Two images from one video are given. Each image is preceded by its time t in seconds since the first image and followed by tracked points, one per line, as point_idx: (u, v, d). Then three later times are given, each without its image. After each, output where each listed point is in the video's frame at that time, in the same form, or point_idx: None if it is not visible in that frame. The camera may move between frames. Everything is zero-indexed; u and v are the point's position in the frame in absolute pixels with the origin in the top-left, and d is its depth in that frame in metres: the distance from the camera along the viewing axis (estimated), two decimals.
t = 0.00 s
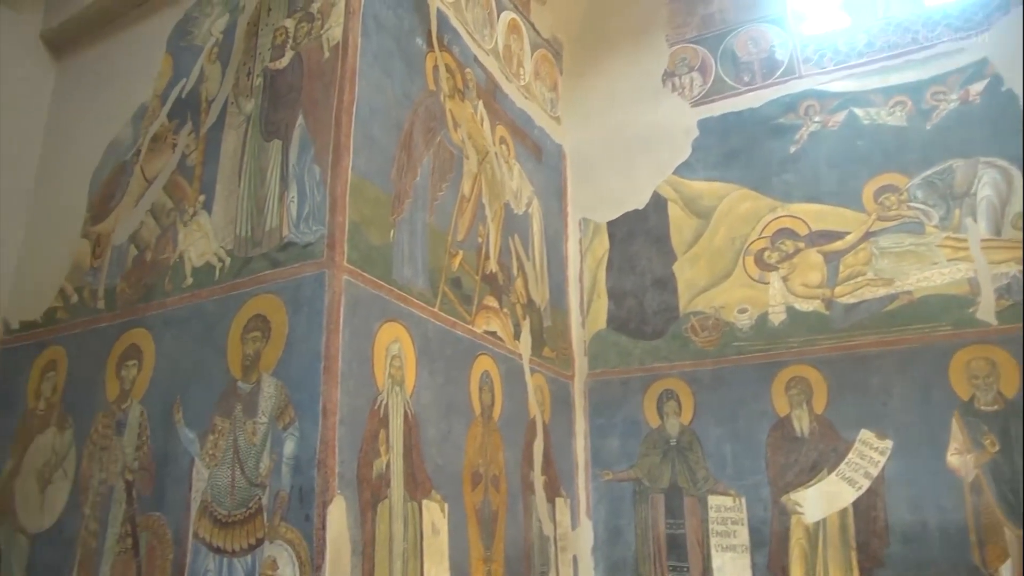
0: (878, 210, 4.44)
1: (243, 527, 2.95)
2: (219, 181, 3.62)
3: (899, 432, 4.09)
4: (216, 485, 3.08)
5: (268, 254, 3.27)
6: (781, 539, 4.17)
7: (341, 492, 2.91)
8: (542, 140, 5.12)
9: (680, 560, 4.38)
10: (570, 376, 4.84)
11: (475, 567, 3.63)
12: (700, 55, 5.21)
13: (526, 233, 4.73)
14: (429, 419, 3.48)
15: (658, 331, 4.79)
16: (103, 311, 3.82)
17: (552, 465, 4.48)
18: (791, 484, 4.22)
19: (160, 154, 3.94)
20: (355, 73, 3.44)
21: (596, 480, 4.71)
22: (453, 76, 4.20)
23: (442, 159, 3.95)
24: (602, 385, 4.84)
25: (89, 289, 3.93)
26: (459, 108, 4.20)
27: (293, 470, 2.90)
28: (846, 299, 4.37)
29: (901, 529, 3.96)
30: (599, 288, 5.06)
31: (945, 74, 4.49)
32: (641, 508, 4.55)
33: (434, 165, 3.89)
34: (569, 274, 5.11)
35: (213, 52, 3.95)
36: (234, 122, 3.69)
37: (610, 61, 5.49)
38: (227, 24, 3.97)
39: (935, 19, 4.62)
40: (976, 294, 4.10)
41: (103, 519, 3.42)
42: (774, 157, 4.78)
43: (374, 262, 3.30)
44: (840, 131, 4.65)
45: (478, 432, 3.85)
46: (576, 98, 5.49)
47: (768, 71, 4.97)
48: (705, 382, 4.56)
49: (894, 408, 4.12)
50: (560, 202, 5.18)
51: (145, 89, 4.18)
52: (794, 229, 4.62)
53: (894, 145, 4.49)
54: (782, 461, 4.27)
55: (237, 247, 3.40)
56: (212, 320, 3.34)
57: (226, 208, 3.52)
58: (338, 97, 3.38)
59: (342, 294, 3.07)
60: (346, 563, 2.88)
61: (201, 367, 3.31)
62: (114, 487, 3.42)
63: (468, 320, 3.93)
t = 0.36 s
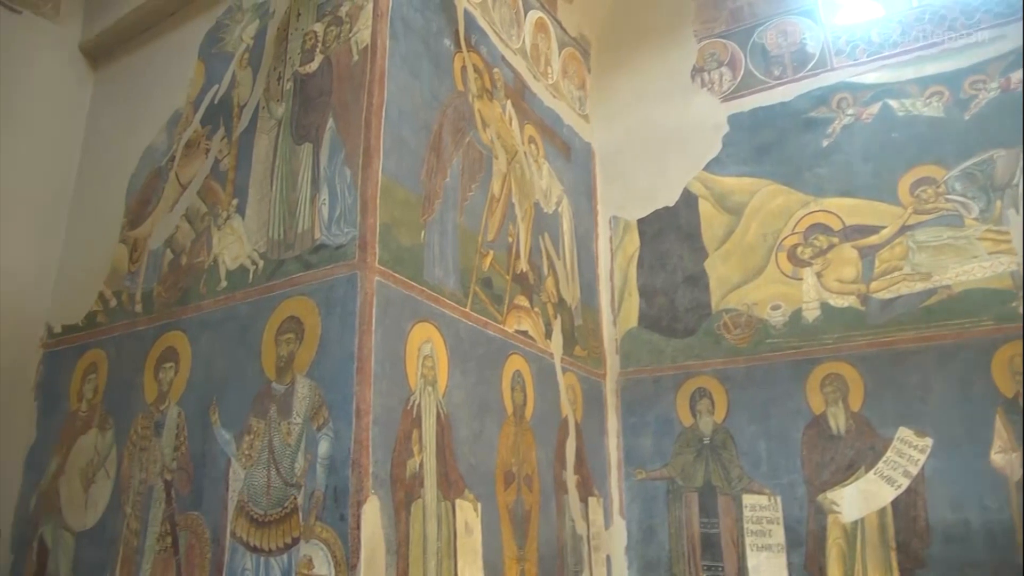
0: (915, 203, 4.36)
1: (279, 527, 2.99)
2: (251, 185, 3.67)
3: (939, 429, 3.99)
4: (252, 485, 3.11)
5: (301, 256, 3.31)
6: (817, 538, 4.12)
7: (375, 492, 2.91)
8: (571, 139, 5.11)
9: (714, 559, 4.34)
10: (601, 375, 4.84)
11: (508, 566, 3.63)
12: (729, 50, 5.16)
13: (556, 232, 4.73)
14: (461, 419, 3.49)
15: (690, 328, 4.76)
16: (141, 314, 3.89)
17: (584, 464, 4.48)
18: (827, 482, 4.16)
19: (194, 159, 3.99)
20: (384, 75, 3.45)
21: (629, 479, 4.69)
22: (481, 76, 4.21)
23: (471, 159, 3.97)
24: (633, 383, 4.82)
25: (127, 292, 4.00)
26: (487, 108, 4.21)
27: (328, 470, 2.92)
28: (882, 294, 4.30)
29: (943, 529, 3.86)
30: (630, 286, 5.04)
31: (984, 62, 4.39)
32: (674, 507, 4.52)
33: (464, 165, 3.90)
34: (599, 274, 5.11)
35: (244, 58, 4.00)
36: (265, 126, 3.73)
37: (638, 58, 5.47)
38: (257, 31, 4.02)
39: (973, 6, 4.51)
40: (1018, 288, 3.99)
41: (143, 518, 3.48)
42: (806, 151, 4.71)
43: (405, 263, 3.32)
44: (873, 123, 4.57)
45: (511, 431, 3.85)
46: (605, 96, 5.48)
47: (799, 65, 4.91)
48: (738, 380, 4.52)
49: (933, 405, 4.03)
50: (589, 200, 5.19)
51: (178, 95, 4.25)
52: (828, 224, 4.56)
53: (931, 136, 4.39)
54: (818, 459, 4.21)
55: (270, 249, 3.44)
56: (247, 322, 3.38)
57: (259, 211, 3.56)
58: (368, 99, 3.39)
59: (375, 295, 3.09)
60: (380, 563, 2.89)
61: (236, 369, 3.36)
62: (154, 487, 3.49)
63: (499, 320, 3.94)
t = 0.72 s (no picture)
0: (952, 195, 4.24)
1: (314, 526, 3.01)
2: (283, 188, 3.70)
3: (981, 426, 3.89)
4: (288, 485, 3.15)
5: (333, 257, 3.33)
6: (855, 537, 4.06)
7: (408, 491, 2.92)
8: (599, 136, 5.10)
9: (750, 559, 4.29)
10: (633, 373, 4.82)
11: (542, 566, 3.63)
12: (758, 44, 5.11)
13: (586, 230, 4.72)
14: (493, 418, 3.49)
15: (722, 326, 4.72)
16: (177, 316, 3.95)
17: (617, 463, 4.46)
18: (865, 481, 4.10)
19: (226, 163, 4.05)
20: (412, 77, 3.47)
21: (662, 478, 4.67)
22: (508, 76, 4.21)
23: (500, 159, 3.97)
24: (665, 381, 4.79)
25: (163, 296, 4.07)
26: (515, 107, 4.21)
27: (361, 470, 2.94)
28: (919, 289, 4.20)
29: (986, 529, 3.76)
30: (660, 284, 5.02)
31: None
32: (708, 506, 4.49)
33: (493, 165, 3.90)
34: (630, 272, 5.09)
35: (274, 63, 4.05)
36: (296, 130, 3.77)
37: (666, 54, 5.44)
38: (286, 35, 4.06)
39: None
40: None
41: (181, 517, 3.53)
42: (839, 145, 4.64)
43: (436, 263, 3.33)
44: (908, 115, 4.46)
45: (543, 430, 3.85)
46: (633, 92, 5.46)
47: (830, 57, 4.84)
48: (772, 377, 4.47)
49: (974, 402, 3.92)
50: (618, 198, 5.18)
51: (210, 101, 4.31)
52: (862, 218, 4.48)
53: (969, 126, 4.27)
54: (855, 458, 4.15)
55: (302, 251, 3.47)
56: (280, 324, 3.42)
57: (290, 214, 3.60)
58: (396, 101, 3.41)
59: (406, 295, 3.10)
60: (414, 562, 2.90)
61: (270, 370, 3.39)
62: (191, 487, 3.54)
63: (530, 319, 3.94)
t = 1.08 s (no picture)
0: (989, 188, 4.15)
1: (346, 525, 3.04)
2: (311, 190, 3.74)
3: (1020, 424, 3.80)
4: (319, 485, 3.17)
5: (361, 259, 3.36)
6: (890, 537, 3.99)
7: (439, 491, 2.93)
8: (626, 134, 5.08)
9: (782, 559, 4.24)
10: (662, 372, 4.79)
11: (572, 565, 3.62)
12: (785, 38, 5.05)
13: (613, 228, 4.71)
14: (522, 417, 3.49)
15: (751, 323, 4.67)
16: (208, 319, 4.00)
17: (646, 462, 4.44)
18: (900, 480, 4.03)
19: (255, 167, 4.09)
20: (438, 78, 3.47)
21: (692, 477, 4.64)
22: (534, 75, 4.21)
23: (526, 158, 3.97)
24: (695, 379, 4.76)
25: (195, 298, 4.12)
26: (541, 106, 4.21)
27: (392, 470, 2.95)
28: (955, 284, 4.12)
29: None
30: (689, 281, 4.99)
31: None
32: (739, 505, 4.44)
33: (519, 164, 3.91)
34: (658, 270, 5.07)
35: (301, 67, 4.08)
36: (324, 132, 3.80)
37: (692, 50, 5.40)
38: (313, 39, 4.09)
39: None
40: None
41: (215, 517, 3.58)
42: (869, 138, 4.57)
43: (464, 263, 3.34)
44: (941, 106, 4.38)
45: (572, 429, 3.85)
46: (659, 89, 5.43)
47: (860, 49, 4.77)
48: (804, 375, 4.42)
49: (1014, 399, 3.84)
50: (645, 196, 5.16)
51: (240, 105, 4.36)
52: (894, 212, 4.40)
53: (1005, 116, 4.18)
54: (889, 456, 4.08)
55: (330, 253, 3.50)
56: (309, 325, 3.45)
57: (319, 216, 3.63)
58: (422, 102, 3.42)
59: (434, 295, 3.11)
60: (445, 562, 2.91)
61: (301, 371, 3.42)
62: (225, 487, 3.58)
63: (558, 318, 3.93)
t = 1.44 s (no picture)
0: None
1: (377, 525, 3.05)
2: (339, 192, 3.76)
3: None
4: (350, 484, 3.20)
5: (390, 260, 3.37)
6: (928, 538, 3.90)
7: (469, 491, 2.94)
8: (652, 132, 5.06)
9: (816, 558, 4.19)
10: (692, 370, 4.77)
11: (603, 565, 3.61)
12: (813, 31, 4.99)
13: (641, 226, 4.69)
14: (551, 416, 3.49)
15: (782, 320, 4.62)
16: (240, 321, 4.04)
17: (677, 461, 4.42)
18: (937, 479, 3.94)
19: (284, 170, 4.13)
20: (464, 78, 3.48)
21: (723, 476, 4.61)
22: (559, 73, 4.20)
23: (553, 157, 3.97)
24: (726, 377, 4.73)
25: (226, 301, 4.17)
26: (567, 105, 4.20)
27: (422, 470, 2.96)
28: (992, 279, 4.01)
29: None
30: (718, 279, 4.95)
31: None
32: (772, 504, 4.40)
33: (546, 163, 3.90)
34: (686, 267, 5.05)
35: (328, 70, 4.11)
36: (351, 135, 3.83)
37: (718, 46, 5.36)
38: (339, 42, 4.12)
39: None
40: None
41: (248, 516, 3.62)
42: (901, 131, 4.49)
43: (492, 263, 3.34)
44: (977, 96, 4.27)
45: (602, 428, 3.84)
46: (685, 86, 5.41)
47: (890, 41, 4.69)
48: (836, 372, 4.36)
49: None
50: (673, 193, 5.14)
51: (268, 109, 4.41)
52: (928, 206, 4.30)
53: None
54: (925, 455, 4.00)
55: (359, 254, 3.52)
56: (339, 326, 3.47)
57: (347, 218, 3.65)
58: (448, 102, 3.43)
59: (463, 295, 3.12)
60: (476, 561, 2.91)
61: (331, 372, 3.45)
62: (257, 487, 3.62)
63: (587, 317, 3.92)
